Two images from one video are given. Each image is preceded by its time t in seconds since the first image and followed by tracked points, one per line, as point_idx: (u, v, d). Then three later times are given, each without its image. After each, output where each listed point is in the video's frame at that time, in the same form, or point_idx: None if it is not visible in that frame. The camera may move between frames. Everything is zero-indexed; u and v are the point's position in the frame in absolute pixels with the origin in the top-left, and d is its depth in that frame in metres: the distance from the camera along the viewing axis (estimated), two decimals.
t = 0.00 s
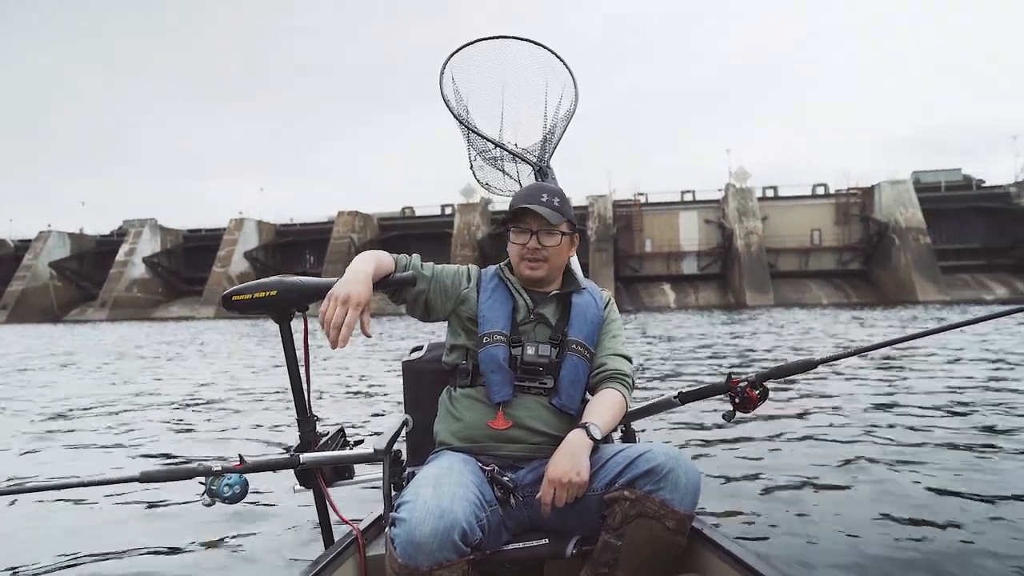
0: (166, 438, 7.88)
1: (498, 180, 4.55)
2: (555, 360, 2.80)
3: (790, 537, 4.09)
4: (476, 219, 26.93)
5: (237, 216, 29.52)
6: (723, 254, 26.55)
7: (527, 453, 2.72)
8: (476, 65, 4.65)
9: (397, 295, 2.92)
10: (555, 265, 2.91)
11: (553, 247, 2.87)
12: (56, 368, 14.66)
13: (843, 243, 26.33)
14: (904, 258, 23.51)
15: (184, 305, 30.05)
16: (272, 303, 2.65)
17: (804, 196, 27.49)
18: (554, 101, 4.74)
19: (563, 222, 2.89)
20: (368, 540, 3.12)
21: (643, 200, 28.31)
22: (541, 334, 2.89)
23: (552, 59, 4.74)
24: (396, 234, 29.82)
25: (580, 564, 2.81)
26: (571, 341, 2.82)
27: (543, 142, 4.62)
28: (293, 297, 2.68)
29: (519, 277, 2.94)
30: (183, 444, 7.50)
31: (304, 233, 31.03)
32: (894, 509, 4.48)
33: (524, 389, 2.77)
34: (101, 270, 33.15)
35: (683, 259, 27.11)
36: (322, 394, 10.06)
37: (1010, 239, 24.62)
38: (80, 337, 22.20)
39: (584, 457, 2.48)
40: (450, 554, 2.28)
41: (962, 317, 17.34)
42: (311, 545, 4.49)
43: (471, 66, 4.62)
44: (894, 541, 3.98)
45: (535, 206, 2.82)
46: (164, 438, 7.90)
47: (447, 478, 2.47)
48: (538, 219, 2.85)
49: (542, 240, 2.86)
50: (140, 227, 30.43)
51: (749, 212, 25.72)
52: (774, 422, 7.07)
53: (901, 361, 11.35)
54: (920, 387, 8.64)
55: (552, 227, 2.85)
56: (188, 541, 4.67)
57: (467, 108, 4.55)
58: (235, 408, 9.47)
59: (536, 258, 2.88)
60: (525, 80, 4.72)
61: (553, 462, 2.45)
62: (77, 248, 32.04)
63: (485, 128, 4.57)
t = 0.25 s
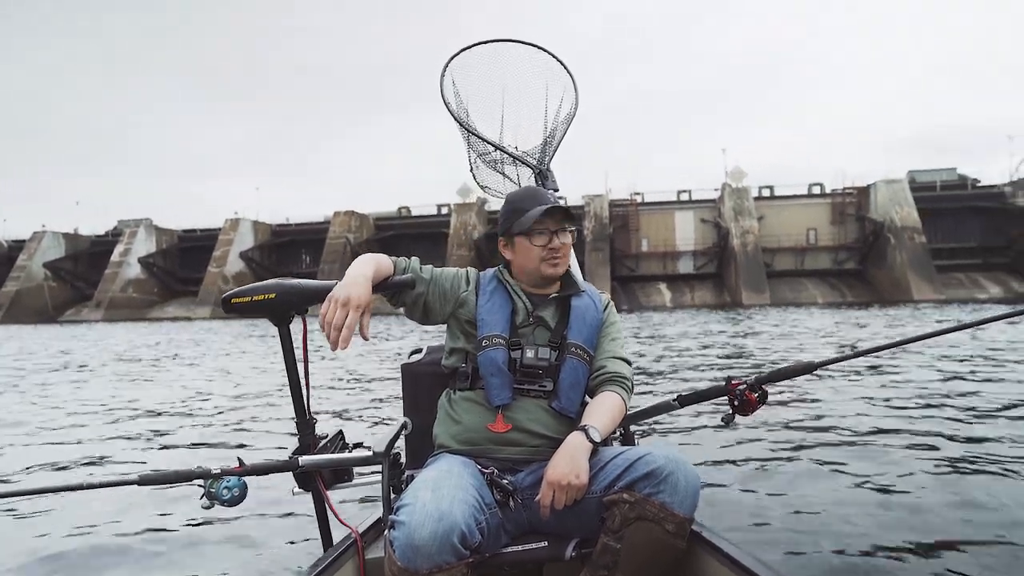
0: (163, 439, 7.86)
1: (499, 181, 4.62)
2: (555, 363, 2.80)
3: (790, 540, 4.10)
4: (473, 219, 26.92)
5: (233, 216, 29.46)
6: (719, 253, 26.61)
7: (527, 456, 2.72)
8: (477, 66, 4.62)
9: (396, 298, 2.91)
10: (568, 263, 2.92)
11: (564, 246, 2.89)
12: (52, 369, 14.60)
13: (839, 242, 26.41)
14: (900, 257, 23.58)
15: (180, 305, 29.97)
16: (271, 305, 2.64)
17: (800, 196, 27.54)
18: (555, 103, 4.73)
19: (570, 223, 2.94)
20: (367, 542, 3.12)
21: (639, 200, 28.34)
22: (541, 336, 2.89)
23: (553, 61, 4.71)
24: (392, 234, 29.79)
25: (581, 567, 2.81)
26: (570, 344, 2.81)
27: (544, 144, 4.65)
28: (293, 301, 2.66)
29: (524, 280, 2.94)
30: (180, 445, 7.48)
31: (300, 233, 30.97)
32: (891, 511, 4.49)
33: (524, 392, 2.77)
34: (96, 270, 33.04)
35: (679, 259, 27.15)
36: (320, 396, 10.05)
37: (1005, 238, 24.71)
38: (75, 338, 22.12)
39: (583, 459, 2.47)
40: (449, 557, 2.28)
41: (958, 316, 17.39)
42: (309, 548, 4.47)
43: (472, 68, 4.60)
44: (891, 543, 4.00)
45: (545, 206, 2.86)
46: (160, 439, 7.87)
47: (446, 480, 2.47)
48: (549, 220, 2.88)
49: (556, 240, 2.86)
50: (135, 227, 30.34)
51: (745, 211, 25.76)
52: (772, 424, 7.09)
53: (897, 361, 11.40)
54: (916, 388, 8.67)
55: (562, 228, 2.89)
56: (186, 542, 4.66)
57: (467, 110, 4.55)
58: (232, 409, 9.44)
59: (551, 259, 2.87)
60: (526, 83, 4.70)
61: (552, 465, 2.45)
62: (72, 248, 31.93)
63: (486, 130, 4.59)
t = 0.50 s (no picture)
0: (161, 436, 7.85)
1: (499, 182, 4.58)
2: (555, 363, 2.80)
3: (789, 539, 4.11)
4: (471, 215, 26.89)
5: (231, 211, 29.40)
6: (717, 250, 26.62)
7: (527, 455, 2.72)
8: (477, 66, 4.61)
9: (397, 297, 2.91)
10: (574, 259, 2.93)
11: (570, 242, 2.91)
12: (50, 365, 14.58)
13: (837, 239, 26.42)
14: (898, 254, 23.58)
15: (178, 300, 29.92)
16: (271, 303, 2.64)
17: (799, 193, 27.54)
18: (555, 103, 4.72)
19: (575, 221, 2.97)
20: (367, 542, 3.12)
21: (638, 196, 28.33)
22: (541, 336, 2.89)
23: (554, 61, 4.71)
24: (390, 229, 29.75)
25: (581, 567, 2.82)
26: (570, 343, 2.81)
27: (544, 145, 4.62)
28: (293, 298, 2.66)
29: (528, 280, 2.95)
30: (179, 442, 7.48)
31: (299, 228, 30.92)
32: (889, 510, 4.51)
33: (524, 391, 2.77)
34: (94, 265, 32.96)
35: (678, 255, 27.16)
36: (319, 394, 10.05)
37: (1003, 235, 24.72)
38: (73, 333, 22.08)
39: (583, 458, 2.48)
40: (449, 556, 2.28)
41: (955, 314, 17.42)
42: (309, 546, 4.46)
43: (472, 69, 4.59)
44: (888, 542, 4.02)
45: (552, 201, 2.89)
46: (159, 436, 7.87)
47: (446, 480, 2.47)
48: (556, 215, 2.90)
49: (563, 234, 2.88)
50: (133, 222, 30.26)
51: (744, 208, 25.74)
52: (771, 423, 7.10)
53: (895, 359, 11.42)
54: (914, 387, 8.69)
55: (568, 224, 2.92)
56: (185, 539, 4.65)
57: (467, 111, 4.54)
58: (232, 406, 9.43)
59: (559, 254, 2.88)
60: (526, 83, 4.70)
61: (552, 464, 2.46)
62: (69, 243, 31.84)
63: (486, 131, 4.57)
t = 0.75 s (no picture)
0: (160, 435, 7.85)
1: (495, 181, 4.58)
2: (553, 360, 2.80)
3: (787, 535, 4.12)
4: (469, 213, 26.88)
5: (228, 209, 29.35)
6: (715, 249, 26.64)
7: (526, 453, 2.73)
8: (474, 66, 4.63)
9: (395, 296, 2.91)
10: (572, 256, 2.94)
11: (569, 240, 2.92)
12: (47, 364, 14.55)
13: (835, 239, 26.48)
14: (895, 253, 23.62)
15: (175, 299, 29.87)
16: (269, 305, 2.64)
17: (796, 192, 27.59)
18: (551, 102, 4.73)
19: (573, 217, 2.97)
20: (368, 542, 3.12)
21: (636, 195, 28.36)
22: (539, 334, 2.90)
23: (549, 60, 4.71)
24: (388, 228, 29.72)
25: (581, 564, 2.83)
26: (568, 341, 2.81)
27: (540, 144, 4.64)
28: (292, 299, 2.66)
29: (525, 279, 2.95)
30: (178, 442, 7.47)
31: (296, 227, 30.87)
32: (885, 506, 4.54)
33: (522, 390, 2.77)
34: (91, 263, 32.89)
35: (675, 255, 27.19)
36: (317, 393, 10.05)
37: (1000, 235, 24.79)
38: (70, 332, 22.03)
39: (582, 456, 2.48)
40: (449, 555, 2.28)
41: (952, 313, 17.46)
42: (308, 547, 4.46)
43: (468, 69, 4.60)
44: (886, 538, 4.03)
45: (550, 199, 2.88)
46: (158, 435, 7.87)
47: (446, 479, 2.48)
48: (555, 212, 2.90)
49: (560, 232, 2.89)
50: (130, 221, 30.19)
51: (741, 207, 25.78)
52: (769, 419, 7.12)
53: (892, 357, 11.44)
54: (912, 384, 8.71)
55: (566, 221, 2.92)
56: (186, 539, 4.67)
57: (463, 110, 4.53)
58: (230, 406, 9.42)
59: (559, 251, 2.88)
60: (523, 82, 4.71)
61: (552, 462, 2.47)
62: (66, 241, 31.77)
63: (482, 130, 4.56)
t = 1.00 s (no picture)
0: (158, 433, 7.85)
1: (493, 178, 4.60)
2: (552, 358, 2.82)
3: (785, 535, 4.13)
4: (469, 214, 26.91)
5: (228, 207, 29.34)
6: (714, 253, 26.67)
7: (526, 451, 2.74)
8: (471, 63, 4.64)
9: (394, 294, 2.93)
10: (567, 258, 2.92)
11: (563, 242, 2.89)
12: (45, 359, 14.54)
13: (834, 244, 26.54)
14: (894, 259, 23.68)
15: (174, 295, 29.85)
16: (268, 302, 2.65)
17: (796, 197, 27.65)
18: (549, 99, 4.74)
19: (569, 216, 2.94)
20: (367, 540, 3.13)
21: (636, 198, 28.41)
22: (538, 331, 2.91)
23: (547, 57, 4.72)
24: (388, 227, 29.74)
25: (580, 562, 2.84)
26: (567, 338, 2.83)
27: (538, 141, 4.66)
28: (291, 297, 2.66)
29: (521, 276, 2.95)
30: (176, 440, 7.47)
31: (296, 225, 30.86)
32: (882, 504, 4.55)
33: (521, 387, 2.78)
34: (90, 259, 32.86)
35: (675, 258, 27.24)
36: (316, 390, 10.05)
37: (999, 242, 24.86)
38: (68, 327, 22.00)
39: (581, 453, 2.49)
40: (449, 551, 2.29)
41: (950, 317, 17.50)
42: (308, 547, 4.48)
43: (466, 66, 4.61)
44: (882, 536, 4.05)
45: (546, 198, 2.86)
46: (155, 433, 7.86)
47: (445, 476, 2.49)
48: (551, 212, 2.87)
49: (556, 234, 2.86)
50: (129, 217, 30.16)
51: (741, 211, 25.83)
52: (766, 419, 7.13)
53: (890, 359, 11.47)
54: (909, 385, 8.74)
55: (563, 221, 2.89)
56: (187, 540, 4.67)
57: (461, 107, 4.54)
58: (229, 403, 9.42)
59: (551, 254, 2.87)
60: (520, 80, 4.72)
61: (552, 459, 2.48)
62: (65, 237, 31.74)
63: (480, 127, 4.58)
